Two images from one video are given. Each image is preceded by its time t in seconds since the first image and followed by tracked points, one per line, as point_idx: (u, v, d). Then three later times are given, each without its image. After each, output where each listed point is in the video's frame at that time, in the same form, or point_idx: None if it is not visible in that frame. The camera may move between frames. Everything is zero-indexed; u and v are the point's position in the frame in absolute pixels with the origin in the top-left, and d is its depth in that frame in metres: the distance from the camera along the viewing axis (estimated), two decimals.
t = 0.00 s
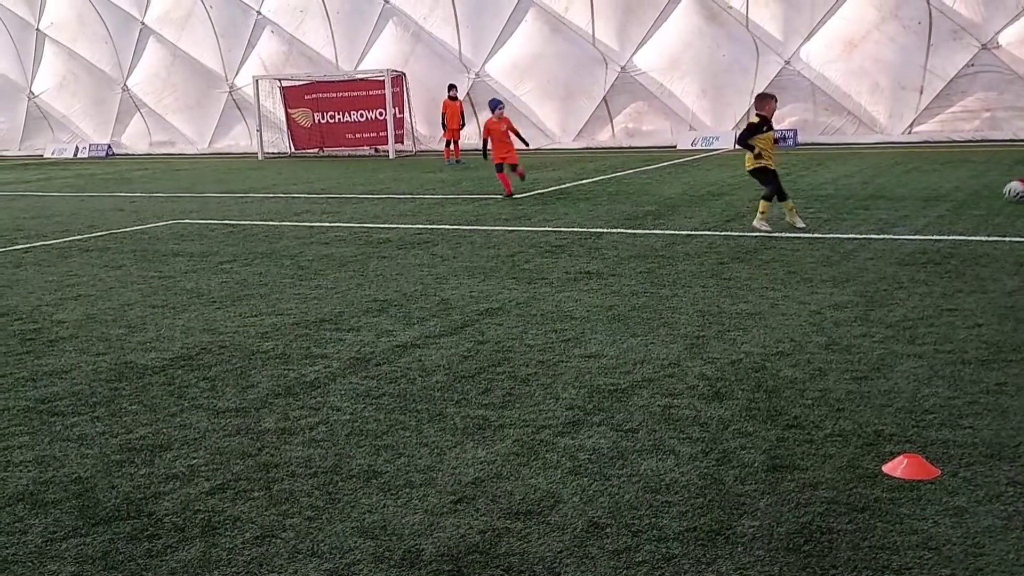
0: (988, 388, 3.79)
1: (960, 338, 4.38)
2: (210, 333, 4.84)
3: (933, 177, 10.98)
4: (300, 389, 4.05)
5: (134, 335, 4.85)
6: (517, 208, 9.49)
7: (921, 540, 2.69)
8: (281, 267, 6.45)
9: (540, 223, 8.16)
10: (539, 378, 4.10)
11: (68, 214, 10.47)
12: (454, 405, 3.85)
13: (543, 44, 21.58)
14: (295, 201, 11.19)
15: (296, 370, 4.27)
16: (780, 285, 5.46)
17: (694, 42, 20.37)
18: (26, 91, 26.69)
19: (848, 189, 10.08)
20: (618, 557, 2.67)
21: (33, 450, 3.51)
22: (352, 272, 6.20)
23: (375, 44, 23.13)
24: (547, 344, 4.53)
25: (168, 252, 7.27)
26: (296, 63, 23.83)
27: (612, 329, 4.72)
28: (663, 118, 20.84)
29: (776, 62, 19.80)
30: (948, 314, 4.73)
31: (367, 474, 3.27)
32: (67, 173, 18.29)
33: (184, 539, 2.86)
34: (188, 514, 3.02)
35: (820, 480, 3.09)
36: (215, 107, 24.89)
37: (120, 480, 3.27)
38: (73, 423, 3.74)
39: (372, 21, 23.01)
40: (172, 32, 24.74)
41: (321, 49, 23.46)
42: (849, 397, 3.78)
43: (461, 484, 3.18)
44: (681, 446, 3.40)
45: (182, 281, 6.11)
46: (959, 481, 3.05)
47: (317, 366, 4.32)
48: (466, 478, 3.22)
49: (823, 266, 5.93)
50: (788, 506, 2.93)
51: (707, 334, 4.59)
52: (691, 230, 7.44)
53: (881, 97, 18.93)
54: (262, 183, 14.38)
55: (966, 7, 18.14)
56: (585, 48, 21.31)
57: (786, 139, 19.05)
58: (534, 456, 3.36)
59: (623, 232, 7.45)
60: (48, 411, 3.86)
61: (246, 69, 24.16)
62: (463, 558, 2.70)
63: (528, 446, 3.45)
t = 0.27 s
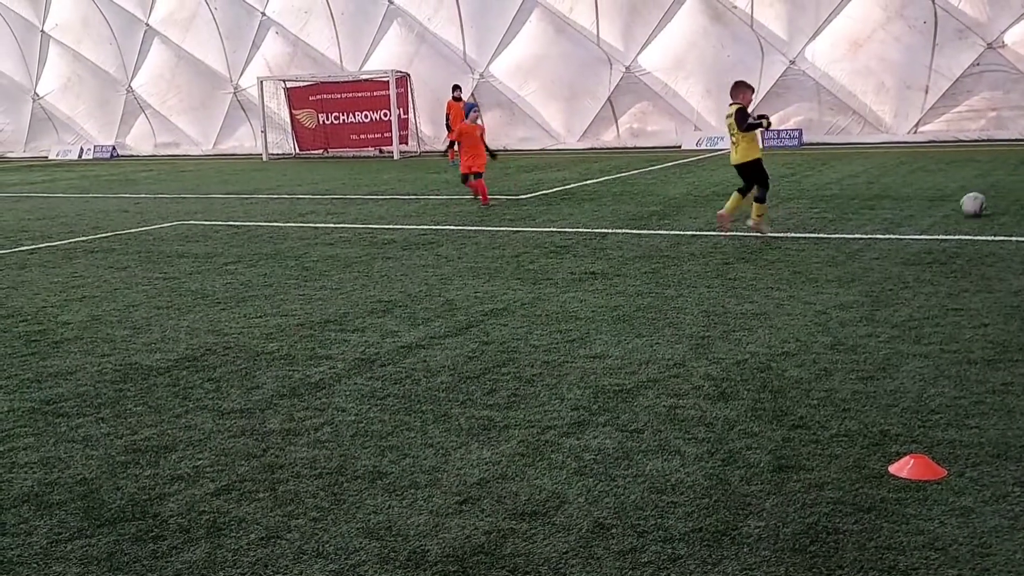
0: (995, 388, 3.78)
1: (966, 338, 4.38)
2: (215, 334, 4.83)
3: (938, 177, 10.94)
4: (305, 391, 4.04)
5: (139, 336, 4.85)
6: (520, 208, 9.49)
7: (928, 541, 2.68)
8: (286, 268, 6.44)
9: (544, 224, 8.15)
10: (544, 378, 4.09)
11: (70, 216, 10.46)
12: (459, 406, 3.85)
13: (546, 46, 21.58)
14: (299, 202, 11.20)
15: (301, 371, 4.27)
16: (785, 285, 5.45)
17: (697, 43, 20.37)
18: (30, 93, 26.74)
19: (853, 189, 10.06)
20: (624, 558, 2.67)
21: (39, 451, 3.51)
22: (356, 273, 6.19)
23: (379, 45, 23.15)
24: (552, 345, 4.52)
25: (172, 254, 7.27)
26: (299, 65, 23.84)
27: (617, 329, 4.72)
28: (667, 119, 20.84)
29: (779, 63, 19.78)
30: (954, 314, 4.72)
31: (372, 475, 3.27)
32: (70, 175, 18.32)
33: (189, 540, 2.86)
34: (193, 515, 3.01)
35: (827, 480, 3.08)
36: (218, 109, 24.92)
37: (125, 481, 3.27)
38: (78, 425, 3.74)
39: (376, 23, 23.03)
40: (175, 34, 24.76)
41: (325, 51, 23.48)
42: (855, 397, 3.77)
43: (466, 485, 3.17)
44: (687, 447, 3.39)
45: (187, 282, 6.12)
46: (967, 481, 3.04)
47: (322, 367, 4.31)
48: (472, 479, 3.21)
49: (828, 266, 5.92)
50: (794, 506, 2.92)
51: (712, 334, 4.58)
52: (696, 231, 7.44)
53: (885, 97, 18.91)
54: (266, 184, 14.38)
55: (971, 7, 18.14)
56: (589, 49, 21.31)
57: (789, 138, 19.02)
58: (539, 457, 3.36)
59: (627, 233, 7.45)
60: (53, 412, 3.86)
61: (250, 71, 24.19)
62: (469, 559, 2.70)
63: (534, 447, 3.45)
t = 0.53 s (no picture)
0: (998, 389, 3.78)
1: (969, 339, 4.38)
2: (220, 335, 4.85)
3: (942, 178, 10.92)
4: (310, 392, 4.05)
5: (145, 338, 4.87)
6: (523, 210, 9.50)
7: (932, 542, 2.69)
8: (292, 269, 6.48)
9: (548, 225, 8.18)
10: (547, 380, 4.11)
11: (78, 217, 10.52)
12: (463, 407, 3.86)
13: (550, 46, 21.57)
14: (303, 203, 11.23)
15: (305, 373, 4.28)
16: (788, 286, 5.46)
17: (702, 43, 20.36)
18: (36, 94, 26.76)
19: (857, 190, 10.05)
20: (627, 559, 2.67)
21: (44, 453, 3.52)
22: (361, 274, 6.22)
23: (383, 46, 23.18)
24: (555, 346, 4.54)
25: (179, 255, 7.31)
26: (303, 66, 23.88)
27: (620, 330, 4.72)
28: (671, 119, 20.83)
29: (784, 62, 19.77)
30: (958, 315, 4.72)
31: (376, 476, 3.28)
32: (76, 176, 18.37)
33: (195, 540, 2.87)
34: (198, 517, 3.02)
35: (830, 481, 3.09)
36: (223, 110, 24.97)
37: (131, 482, 3.28)
38: (83, 426, 3.75)
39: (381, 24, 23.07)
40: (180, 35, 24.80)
41: (330, 52, 23.51)
42: (858, 398, 3.77)
43: (469, 486, 3.18)
44: (690, 448, 3.40)
45: (192, 284, 6.13)
46: (970, 482, 3.04)
47: (327, 368, 4.33)
48: (475, 480, 3.22)
49: (832, 267, 5.92)
50: (797, 507, 2.93)
51: (716, 335, 4.58)
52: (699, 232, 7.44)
53: (889, 97, 18.90)
54: (272, 185, 14.43)
55: (975, 7, 18.14)
56: (593, 50, 21.30)
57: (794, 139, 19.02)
58: (543, 458, 3.36)
59: (631, 234, 7.45)
60: (58, 414, 3.87)
61: (254, 72, 24.24)
62: (473, 560, 2.71)
63: (537, 448, 3.46)
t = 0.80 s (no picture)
0: (1003, 389, 3.77)
1: (974, 338, 4.37)
2: (222, 335, 4.85)
3: (946, 178, 10.88)
4: (313, 392, 4.05)
5: (148, 338, 4.87)
6: (525, 210, 9.48)
7: (936, 542, 2.68)
8: (295, 269, 6.48)
9: (551, 225, 8.17)
10: (550, 380, 4.10)
11: (80, 217, 10.51)
12: (466, 407, 3.85)
13: (553, 46, 21.56)
14: (306, 203, 11.22)
15: (308, 373, 4.27)
16: (792, 286, 5.44)
17: (704, 43, 20.34)
18: (39, 94, 26.75)
19: (860, 190, 10.03)
20: (631, 559, 2.67)
21: (47, 453, 3.52)
22: (364, 274, 6.21)
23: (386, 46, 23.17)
24: (558, 346, 4.53)
25: (182, 255, 7.30)
26: (306, 66, 23.89)
27: (623, 330, 4.71)
28: (675, 119, 20.82)
29: (787, 63, 19.75)
30: (962, 315, 4.70)
31: (379, 476, 3.27)
32: (80, 177, 18.40)
33: (198, 540, 2.87)
34: (201, 517, 3.02)
35: (835, 481, 3.08)
36: (226, 110, 24.99)
37: (134, 482, 3.28)
38: (86, 426, 3.75)
39: (383, 24, 23.03)
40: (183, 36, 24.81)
41: (332, 52, 23.51)
42: (862, 398, 3.75)
43: (473, 486, 3.17)
44: (694, 448, 3.39)
45: (195, 284, 6.13)
46: (974, 482, 3.03)
47: (329, 368, 4.33)
48: (478, 480, 3.22)
49: (836, 266, 5.91)
50: (801, 508, 2.92)
51: (720, 335, 4.57)
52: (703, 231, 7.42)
53: (893, 97, 18.88)
54: (275, 186, 14.42)
55: (978, 7, 18.10)
56: (596, 49, 21.28)
57: (797, 139, 19.00)
58: (546, 458, 3.36)
59: (634, 234, 7.44)
60: (62, 413, 3.87)
61: (257, 72, 24.27)
62: (476, 561, 2.70)
63: (540, 448, 3.45)
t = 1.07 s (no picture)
0: (1007, 390, 3.77)
1: (977, 338, 4.36)
2: (226, 336, 4.85)
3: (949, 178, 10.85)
4: (316, 393, 4.05)
5: (151, 338, 4.87)
6: (529, 210, 9.48)
7: (940, 542, 2.67)
8: (297, 270, 6.48)
9: (553, 225, 8.17)
10: (553, 380, 4.10)
11: (82, 219, 10.51)
12: (470, 407, 3.85)
13: (555, 46, 21.56)
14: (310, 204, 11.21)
15: (311, 373, 4.27)
16: (795, 286, 5.44)
17: (707, 43, 20.33)
18: (42, 96, 26.77)
19: (864, 190, 10.02)
20: (635, 560, 2.66)
21: (51, 453, 3.53)
22: (367, 275, 6.21)
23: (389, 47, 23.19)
24: (562, 346, 4.53)
25: (184, 256, 7.29)
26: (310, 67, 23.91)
27: (627, 330, 4.71)
28: (677, 119, 20.83)
29: (790, 62, 19.75)
30: (966, 315, 4.70)
31: (383, 476, 3.27)
32: (83, 178, 18.42)
33: (201, 541, 2.87)
34: (205, 517, 3.02)
35: (838, 482, 3.08)
36: (230, 111, 25.03)
37: (138, 483, 3.29)
38: (90, 427, 3.75)
39: (386, 25, 23.02)
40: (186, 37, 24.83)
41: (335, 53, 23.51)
42: (866, 398, 3.75)
43: (476, 486, 3.18)
44: (697, 449, 3.39)
45: (199, 284, 6.13)
46: (978, 482, 3.03)
47: (333, 369, 4.33)
48: (482, 480, 3.22)
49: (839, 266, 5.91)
50: (805, 508, 2.92)
51: (723, 335, 4.57)
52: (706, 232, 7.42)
53: (897, 97, 18.85)
54: (277, 186, 14.41)
55: (982, 7, 18.12)
56: (599, 50, 21.28)
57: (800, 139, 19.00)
58: (550, 458, 3.36)
59: (637, 234, 7.44)
60: (66, 414, 3.88)
61: (261, 74, 24.31)
62: (480, 561, 2.70)
63: (543, 448, 3.45)
